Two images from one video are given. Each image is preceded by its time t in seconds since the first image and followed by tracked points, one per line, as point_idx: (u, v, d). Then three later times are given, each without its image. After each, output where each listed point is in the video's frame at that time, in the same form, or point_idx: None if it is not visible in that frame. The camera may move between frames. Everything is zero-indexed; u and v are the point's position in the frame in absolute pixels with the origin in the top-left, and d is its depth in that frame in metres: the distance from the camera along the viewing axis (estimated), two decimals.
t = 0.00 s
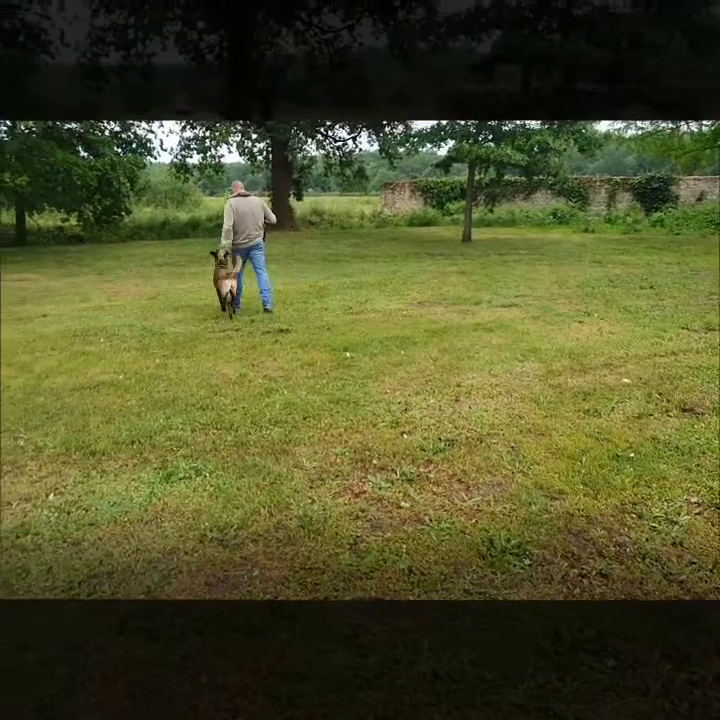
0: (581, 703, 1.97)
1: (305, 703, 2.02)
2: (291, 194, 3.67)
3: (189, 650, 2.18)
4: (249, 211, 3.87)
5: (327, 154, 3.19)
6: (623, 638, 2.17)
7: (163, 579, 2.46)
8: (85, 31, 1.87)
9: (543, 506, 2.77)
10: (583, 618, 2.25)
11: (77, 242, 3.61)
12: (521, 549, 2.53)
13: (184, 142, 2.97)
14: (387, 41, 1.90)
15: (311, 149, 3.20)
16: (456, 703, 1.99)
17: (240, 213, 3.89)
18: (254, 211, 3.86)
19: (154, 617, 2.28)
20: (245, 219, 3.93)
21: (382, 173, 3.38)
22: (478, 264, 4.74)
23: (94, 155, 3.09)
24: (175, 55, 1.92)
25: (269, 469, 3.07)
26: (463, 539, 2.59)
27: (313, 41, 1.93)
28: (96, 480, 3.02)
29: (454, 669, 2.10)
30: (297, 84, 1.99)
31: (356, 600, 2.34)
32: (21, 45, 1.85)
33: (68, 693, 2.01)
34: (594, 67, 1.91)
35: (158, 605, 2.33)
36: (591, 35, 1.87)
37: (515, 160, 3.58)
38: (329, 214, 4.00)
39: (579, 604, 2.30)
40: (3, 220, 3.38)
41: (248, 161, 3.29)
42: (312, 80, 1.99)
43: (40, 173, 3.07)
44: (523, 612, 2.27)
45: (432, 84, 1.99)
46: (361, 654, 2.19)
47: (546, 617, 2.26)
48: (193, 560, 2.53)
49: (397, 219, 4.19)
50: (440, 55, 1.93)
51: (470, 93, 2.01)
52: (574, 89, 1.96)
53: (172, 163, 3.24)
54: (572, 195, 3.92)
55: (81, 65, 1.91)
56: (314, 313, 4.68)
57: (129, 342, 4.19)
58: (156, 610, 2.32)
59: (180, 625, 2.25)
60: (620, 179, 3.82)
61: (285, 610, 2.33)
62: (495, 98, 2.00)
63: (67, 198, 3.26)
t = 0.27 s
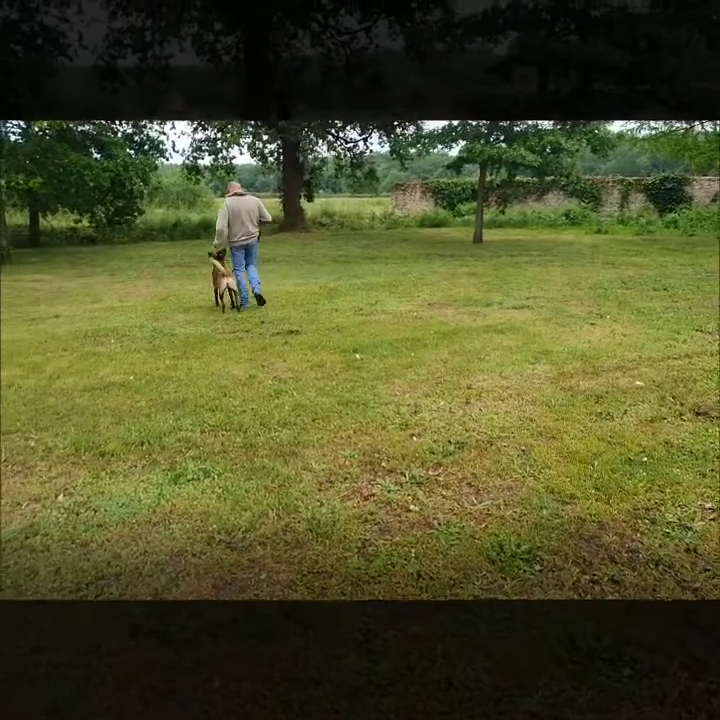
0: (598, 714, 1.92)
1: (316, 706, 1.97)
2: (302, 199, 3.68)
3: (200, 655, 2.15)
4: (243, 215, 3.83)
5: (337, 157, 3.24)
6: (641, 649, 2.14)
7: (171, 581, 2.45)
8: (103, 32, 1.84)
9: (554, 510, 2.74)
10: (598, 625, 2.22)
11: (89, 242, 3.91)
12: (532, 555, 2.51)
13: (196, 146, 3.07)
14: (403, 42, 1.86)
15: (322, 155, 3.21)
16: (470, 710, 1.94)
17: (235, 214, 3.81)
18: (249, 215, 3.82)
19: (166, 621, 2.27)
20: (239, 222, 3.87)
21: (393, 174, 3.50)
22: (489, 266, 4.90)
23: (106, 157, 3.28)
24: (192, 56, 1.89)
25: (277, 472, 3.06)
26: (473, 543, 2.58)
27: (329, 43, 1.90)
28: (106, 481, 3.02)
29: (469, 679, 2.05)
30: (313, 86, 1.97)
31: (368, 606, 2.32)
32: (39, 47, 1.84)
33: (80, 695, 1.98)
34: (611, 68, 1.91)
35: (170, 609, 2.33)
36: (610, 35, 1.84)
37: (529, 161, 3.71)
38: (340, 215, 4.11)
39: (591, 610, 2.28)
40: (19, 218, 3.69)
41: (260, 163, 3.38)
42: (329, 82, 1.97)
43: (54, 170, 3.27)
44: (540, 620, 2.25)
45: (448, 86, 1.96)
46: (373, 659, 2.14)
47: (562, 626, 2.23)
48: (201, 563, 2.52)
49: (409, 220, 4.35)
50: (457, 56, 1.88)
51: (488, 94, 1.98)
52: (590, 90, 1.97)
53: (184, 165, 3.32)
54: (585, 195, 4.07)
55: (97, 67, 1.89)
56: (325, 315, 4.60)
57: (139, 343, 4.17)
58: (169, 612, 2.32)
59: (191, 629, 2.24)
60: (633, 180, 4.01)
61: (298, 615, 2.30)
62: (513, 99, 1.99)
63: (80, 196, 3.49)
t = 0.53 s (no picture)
0: None
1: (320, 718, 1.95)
2: (310, 199, 3.73)
3: (203, 663, 2.13)
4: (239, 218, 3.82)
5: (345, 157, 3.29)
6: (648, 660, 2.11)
7: (173, 586, 2.43)
8: (115, 37, 1.86)
9: (559, 516, 2.71)
10: (606, 636, 2.20)
11: (97, 242, 3.89)
12: (537, 562, 2.49)
13: (205, 146, 3.08)
14: (415, 45, 1.89)
15: (331, 156, 3.30)
16: None
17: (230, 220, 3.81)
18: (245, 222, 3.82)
19: (170, 629, 2.25)
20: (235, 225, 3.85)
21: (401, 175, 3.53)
22: (497, 268, 4.73)
23: (115, 161, 3.27)
24: (203, 60, 1.91)
25: (281, 476, 3.04)
26: (477, 550, 2.56)
27: (340, 45, 1.91)
28: (110, 486, 3.00)
29: (473, 689, 2.02)
30: (325, 89, 2.00)
31: (374, 615, 2.30)
32: (51, 51, 1.86)
33: (83, 704, 1.98)
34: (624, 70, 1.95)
35: (174, 616, 2.31)
36: (622, 36, 1.85)
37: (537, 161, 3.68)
38: (347, 218, 4.14)
39: (598, 620, 2.25)
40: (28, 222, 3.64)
41: (267, 165, 3.38)
42: (341, 85, 2.00)
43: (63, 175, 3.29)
44: (548, 630, 2.22)
45: (460, 88, 2.01)
46: (378, 669, 2.11)
47: (570, 636, 2.20)
48: (203, 568, 2.51)
49: (416, 223, 4.38)
50: (468, 58, 1.92)
51: (500, 97, 2.04)
52: (603, 92, 1.99)
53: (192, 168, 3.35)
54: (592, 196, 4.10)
55: (110, 70, 1.93)
56: (331, 318, 4.50)
57: (146, 345, 4.08)
58: (173, 618, 2.30)
59: (194, 638, 2.22)
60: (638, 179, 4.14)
61: (302, 622, 2.29)
62: (525, 102, 2.03)
63: (90, 199, 3.52)
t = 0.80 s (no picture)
0: None
1: None
2: (314, 199, 3.69)
3: (201, 666, 2.13)
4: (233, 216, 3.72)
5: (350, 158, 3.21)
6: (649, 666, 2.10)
7: (171, 589, 2.44)
8: (121, 37, 1.85)
9: (561, 521, 2.69)
10: (608, 641, 2.19)
11: (103, 246, 3.90)
12: (538, 567, 2.48)
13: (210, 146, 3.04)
14: (421, 46, 1.86)
15: (335, 157, 3.26)
16: None
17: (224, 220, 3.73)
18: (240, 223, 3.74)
19: (170, 633, 2.26)
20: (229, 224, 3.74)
21: (405, 174, 3.47)
22: (500, 268, 4.70)
23: (121, 161, 3.27)
24: (210, 61, 1.90)
25: (281, 478, 3.03)
26: (478, 554, 2.54)
27: (347, 46, 1.90)
28: (109, 488, 3.00)
29: (473, 694, 2.01)
30: (332, 89, 1.98)
31: (372, 620, 2.31)
32: (59, 53, 1.85)
33: (81, 704, 1.99)
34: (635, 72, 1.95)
35: (173, 620, 2.31)
36: (629, 36, 1.86)
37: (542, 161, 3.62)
38: (352, 218, 4.11)
39: (600, 625, 2.24)
40: (34, 225, 3.76)
41: (272, 166, 3.38)
42: (347, 86, 1.98)
43: (67, 174, 3.28)
44: (548, 636, 2.21)
45: (467, 89, 2.00)
46: (376, 674, 2.11)
47: (570, 643, 2.19)
48: (201, 572, 2.50)
49: (421, 224, 4.34)
50: (474, 59, 1.90)
51: (507, 98, 2.03)
52: (610, 93, 2.00)
53: (196, 168, 3.34)
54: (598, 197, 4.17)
55: (117, 71, 1.92)
56: (334, 320, 4.49)
57: (148, 347, 4.06)
58: (172, 622, 2.31)
59: (192, 642, 2.22)
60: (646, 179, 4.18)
61: (301, 627, 2.29)
62: (531, 103, 2.03)
63: (95, 201, 3.52)
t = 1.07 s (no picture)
0: None
1: None
2: (321, 200, 3.70)
3: (207, 669, 2.14)
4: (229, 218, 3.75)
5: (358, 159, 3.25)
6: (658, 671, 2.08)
7: (176, 591, 2.45)
8: (133, 41, 1.89)
9: (567, 524, 2.67)
10: (616, 647, 2.17)
11: (112, 248, 3.84)
12: (544, 570, 2.47)
13: (218, 146, 3.06)
14: (432, 47, 1.90)
15: (342, 158, 3.27)
16: None
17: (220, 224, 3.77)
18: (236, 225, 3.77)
19: (177, 636, 2.27)
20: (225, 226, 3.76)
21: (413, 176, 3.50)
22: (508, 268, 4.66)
23: (128, 163, 3.28)
24: (221, 64, 1.93)
25: (287, 480, 3.02)
26: (483, 557, 2.53)
27: (357, 47, 1.93)
28: (115, 488, 3.00)
29: (480, 699, 2.00)
30: (343, 91, 2.00)
31: (379, 623, 2.30)
32: (71, 55, 1.89)
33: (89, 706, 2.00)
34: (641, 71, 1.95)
35: (180, 623, 2.32)
36: (642, 37, 1.87)
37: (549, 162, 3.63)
38: (359, 220, 4.07)
39: (608, 630, 2.23)
40: (42, 226, 3.67)
41: (280, 167, 3.35)
42: (358, 87, 2.00)
43: (75, 175, 3.31)
44: (555, 641, 2.20)
45: (478, 91, 2.03)
46: (382, 678, 2.09)
47: (579, 648, 2.18)
48: (205, 574, 2.51)
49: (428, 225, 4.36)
50: (485, 61, 1.95)
51: (519, 99, 2.04)
52: (622, 94, 2.01)
53: (204, 170, 3.32)
54: (608, 199, 4.15)
55: (129, 73, 1.94)
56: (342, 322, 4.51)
57: (155, 349, 4.07)
58: (178, 625, 2.31)
59: (199, 645, 2.23)
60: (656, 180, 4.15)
61: (308, 631, 2.28)
62: (543, 104, 2.07)
63: (101, 202, 3.51)
